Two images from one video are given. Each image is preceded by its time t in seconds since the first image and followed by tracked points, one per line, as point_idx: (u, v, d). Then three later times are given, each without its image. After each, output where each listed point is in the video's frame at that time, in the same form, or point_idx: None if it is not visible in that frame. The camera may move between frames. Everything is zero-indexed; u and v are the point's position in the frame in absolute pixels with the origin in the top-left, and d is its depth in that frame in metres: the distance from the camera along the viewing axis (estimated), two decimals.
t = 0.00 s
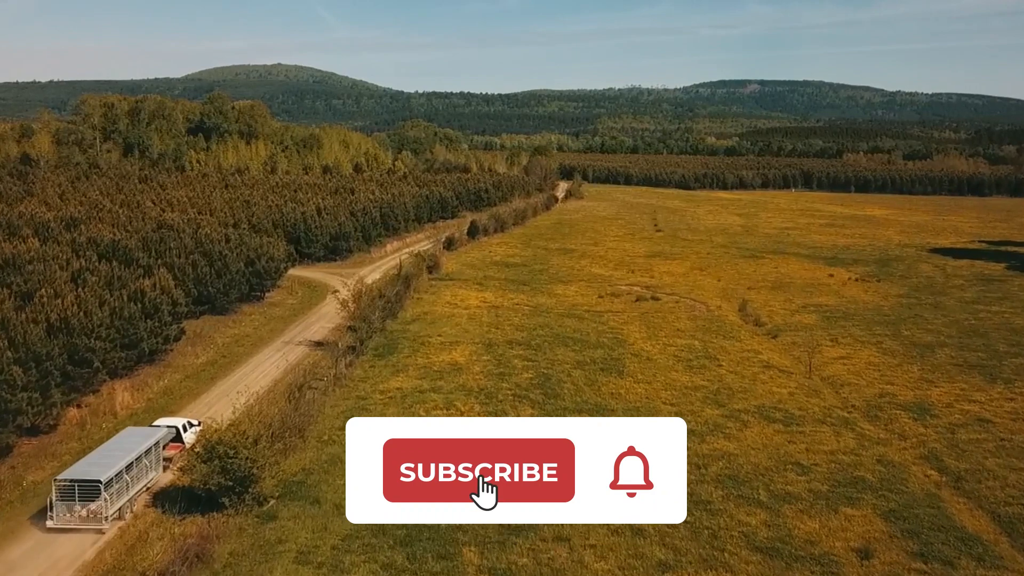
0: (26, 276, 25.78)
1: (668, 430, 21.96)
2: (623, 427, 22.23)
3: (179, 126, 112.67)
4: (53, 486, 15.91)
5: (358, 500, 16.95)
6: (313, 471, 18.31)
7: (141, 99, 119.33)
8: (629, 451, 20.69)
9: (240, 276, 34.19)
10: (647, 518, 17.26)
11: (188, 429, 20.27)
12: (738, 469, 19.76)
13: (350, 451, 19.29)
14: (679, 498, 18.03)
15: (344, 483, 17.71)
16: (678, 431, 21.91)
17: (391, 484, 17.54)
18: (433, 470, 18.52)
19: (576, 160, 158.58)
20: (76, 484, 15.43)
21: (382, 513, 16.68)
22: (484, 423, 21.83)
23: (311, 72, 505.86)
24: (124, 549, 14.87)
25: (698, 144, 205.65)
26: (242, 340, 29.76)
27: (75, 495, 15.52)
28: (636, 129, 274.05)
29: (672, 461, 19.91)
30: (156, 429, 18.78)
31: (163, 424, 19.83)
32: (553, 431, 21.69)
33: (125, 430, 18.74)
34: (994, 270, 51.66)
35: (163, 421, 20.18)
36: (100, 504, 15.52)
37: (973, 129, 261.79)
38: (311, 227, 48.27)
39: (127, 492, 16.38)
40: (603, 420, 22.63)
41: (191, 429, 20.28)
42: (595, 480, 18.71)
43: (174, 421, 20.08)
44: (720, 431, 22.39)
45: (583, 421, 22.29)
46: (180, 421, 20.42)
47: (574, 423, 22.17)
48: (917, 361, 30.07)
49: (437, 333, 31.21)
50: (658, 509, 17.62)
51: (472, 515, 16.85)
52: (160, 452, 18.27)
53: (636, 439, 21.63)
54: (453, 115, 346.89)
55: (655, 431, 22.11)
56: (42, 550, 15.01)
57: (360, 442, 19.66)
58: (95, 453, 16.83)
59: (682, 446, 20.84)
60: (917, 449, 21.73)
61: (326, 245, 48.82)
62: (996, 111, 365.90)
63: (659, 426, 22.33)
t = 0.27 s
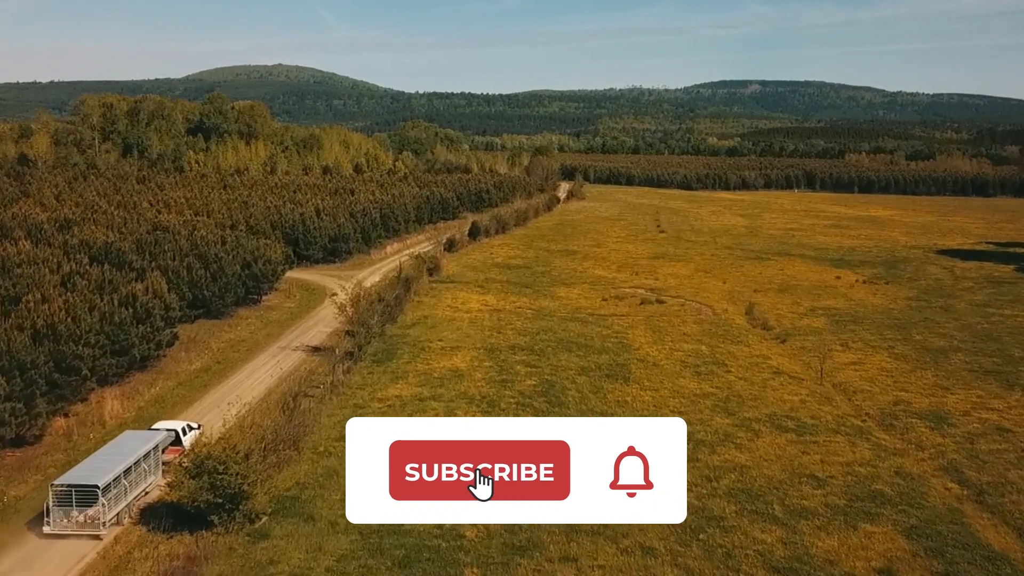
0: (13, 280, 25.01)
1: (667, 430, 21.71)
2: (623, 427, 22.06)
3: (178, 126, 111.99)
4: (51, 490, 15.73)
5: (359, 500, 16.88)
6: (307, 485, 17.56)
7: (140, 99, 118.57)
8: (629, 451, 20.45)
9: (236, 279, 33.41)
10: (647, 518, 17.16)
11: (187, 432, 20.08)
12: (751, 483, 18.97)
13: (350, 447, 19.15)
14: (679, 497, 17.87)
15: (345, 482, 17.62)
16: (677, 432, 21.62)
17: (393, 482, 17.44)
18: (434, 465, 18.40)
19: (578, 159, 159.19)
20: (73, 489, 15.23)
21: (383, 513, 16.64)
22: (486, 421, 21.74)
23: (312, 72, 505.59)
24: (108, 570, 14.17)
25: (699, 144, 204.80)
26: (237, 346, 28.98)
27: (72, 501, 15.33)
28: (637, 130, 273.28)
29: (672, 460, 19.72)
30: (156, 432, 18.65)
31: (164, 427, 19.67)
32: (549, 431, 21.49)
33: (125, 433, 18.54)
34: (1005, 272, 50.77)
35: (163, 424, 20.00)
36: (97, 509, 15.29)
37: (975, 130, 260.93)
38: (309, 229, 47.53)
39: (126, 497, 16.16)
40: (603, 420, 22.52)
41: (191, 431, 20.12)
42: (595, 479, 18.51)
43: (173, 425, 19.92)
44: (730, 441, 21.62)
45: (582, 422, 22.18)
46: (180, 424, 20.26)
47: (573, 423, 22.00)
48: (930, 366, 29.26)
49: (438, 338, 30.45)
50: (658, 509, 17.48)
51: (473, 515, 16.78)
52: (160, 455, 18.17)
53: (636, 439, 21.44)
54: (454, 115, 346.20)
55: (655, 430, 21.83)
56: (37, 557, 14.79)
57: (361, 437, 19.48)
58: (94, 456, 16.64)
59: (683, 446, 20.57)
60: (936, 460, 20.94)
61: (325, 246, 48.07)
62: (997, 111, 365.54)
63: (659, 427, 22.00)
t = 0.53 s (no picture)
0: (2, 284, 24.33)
1: (667, 429, 21.21)
2: (620, 427, 21.88)
3: (178, 126, 111.31)
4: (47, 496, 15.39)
5: (359, 501, 16.85)
6: (301, 501, 16.86)
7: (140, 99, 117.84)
8: (628, 449, 20.17)
9: (232, 283, 32.66)
10: (648, 520, 17.03)
11: (185, 435, 19.70)
12: (765, 497, 18.16)
13: (350, 443, 19.08)
14: (679, 497, 17.75)
15: (344, 482, 17.59)
16: (677, 432, 21.05)
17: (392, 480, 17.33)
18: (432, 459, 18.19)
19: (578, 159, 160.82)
20: (71, 494, 14.88)
21: (382, 513, 16.62)
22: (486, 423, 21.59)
23: (313, 73, 505.53)
24: None
25: (700, 144, 204.17)
26: (233, 351, 28.19)
27: (70, 506, 14.98)
28: (638, 130, 272.51)
29: (671, 460, 19.56)
30: (155, 436, 18.47)
31: (162, 431, 19.38)
32: (544, 432, 21.15)
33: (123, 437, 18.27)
34: (1015, 275, 49.93)
35: (162, 428, 19.70)
36: (95, 516, 14.95)
37: (977, 130, 260.04)
38: (308, 230, 46.78)
39: (124, 502, 15.85)
40: (598, 420, 22.41)
41: (190, 435, 19.81)
42: (595, 479, 18.41)
43: (172, 429, 19.62)
44: (741, 452, 20.83)
45: (577, 422, 22.10)
46: (179, 427, 20.00)
47: (570, 425, 21.92)
48: (945, 373, 28.42)
49: (438, 343, 29.67)
50: (658, 510, 17.38)
51: (472, 515, 16.73)
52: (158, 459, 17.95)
53: (634, 438, 21.16)
54: (454, 116, 345.55)
55: (653, 430, 21.33)
56: (35, 565, 14.52)
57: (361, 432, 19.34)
58: (93, 461, 16.32)
59: (682, 445, 20.32)
60: (956, 472, 20.10)
61: (324, 248, 47.29)
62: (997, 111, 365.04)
63: (657, 426, 21.42)
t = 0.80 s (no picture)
0: None
1: (667, 430, 21.56)
2: (621, 428, 21.97)
3: (177, 126, 110.53)
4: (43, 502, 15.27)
5: (359, 499, 16.97)
6: (294, 518, 16.10)
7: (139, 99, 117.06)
8: (629, 451, 20.37)
9: (227, 285, 31.84)
10: (648, 519, 17.08)
11: (184, 438, 19.29)
12: (780, 513, 17.36)
13: (351, 447, 19.28)
14: (680, 497, 17.84)
15: (345, 483, 17.69)
16: (677, 432, 21.46)
17: (392, 481, 17.51)
18: (431, 461, 18.44)
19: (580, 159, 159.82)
20: (67, 500, 14.78)
21: (383, 513, 16.69)
22: (484, 422, 21.55)
23: (314, 73, 504.81)
24: None
25: (702, 144, 203.15)
26: (227, 357, 27.37)
27: (66, 512, 14.86)
28: (639, 130, 271.37)
29: (672, 461, 19.66)
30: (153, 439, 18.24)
31: (161, 434, 19.12)
32: (546, 431, 21.34)
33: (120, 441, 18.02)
34: None
35: (160, 431, 19.32)
36: (92, 521, 14.84)
37: (980, 129, 258.80)
38: (307, 231, 45.99)
39: (122, 507, 15.72)
40: (597, 420, 22.50)
41: (189, 438, 19.42)
42: (595, 481, 18.58)
43: (170, 431, 19.21)
44: (753, 464, 20.01)
45: (577, 421, 22.18)
46: (178, 430, 19.64)
47: (570, 423, 22.04)
48: (960, 379, 27.61)
49: (439, 347, 28.90)
50: (658, 510, 17.40)
51: (472, 516, 16.78)
52: (157, 463, 17.87)
53: (635, 440, 21.33)
54: (455, 116, 344.57)
55: (654, 431, 21.66)
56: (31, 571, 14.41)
57: (361, 436, 19.60)
58: (90, 465, 16.24)
59: (682, 447, 20.52)
60: (978, 484, 19.30)
61: (323, 250, 46.54)
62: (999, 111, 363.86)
63: (657, 427, 21.85)
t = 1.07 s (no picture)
0: None
1: (667, 431, 21.54)
2: (622, 427, 21.78)
3: (176, 126, 109.75)
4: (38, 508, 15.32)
5: (359, 501, 16.90)
6: (287, 536, 15.36)
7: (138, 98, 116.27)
8: (629, 450, 20.20)
9: (222, 289, 31.02)
10: (647, 519, 17.06)
11: (183, 441, 19.40)
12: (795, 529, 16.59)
13: (350, 448, 19.52)
14: (679, 497, 17.77)
15: (344, 483, 17.69)
16: (677, 432, 21.48)
17: (392, 481, 17.69)
18: (430, 461, 18.92)
19: (580, 159, 158.65)
20: (64, 505, 14.90)
21: (383, 514, 16.63)
22: (484, 422, 21.56)
23: (315, 73, 504.05)
24: None
25: (703, 144, 202.16)
26: (221, 363, 26.58)
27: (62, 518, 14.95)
28: (641, 130, 270.35)
29: (672, 461, 19.63)
30: (150, 443, 18.36)
31: (160, 438, 19.07)
32: (546, 430, 21.24)
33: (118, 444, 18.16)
34: None
35: (159, 434, 19.37)
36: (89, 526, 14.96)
37: (982, 129, 257.59)
38: (305, 233, 45.21)
39: (117, 512, 15.94)
40: (598, 420, 22.26)
41: (188, 442, 19.42)
42: (595, 481, 18.56)
43: (169, 435, 19.19)
44: (766, 476, 19.23)
45: (578, 421, 22.02)
46: (176, 433, 19.62)
47: (572, 423, 21.87)
48: (975, 385, 26.81)
49: (439, 352, 28.11)
50: (658, 510, 17.33)
51: (472, 516, 16.71)
52: (154, 467, 17.95)
53: (636, 438, 21.15)
54: (456, 116, 343.63)
55: (654, 432, 21.63)
56: None
57: (361, 436, 19.99)
58: (84, 471, 16.38)
59: (683, 449, 20.41)
60: (1001, 497, 18.49)
61: (321, 251, 45.76)
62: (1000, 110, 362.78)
63: (658, 427, 21.87)
